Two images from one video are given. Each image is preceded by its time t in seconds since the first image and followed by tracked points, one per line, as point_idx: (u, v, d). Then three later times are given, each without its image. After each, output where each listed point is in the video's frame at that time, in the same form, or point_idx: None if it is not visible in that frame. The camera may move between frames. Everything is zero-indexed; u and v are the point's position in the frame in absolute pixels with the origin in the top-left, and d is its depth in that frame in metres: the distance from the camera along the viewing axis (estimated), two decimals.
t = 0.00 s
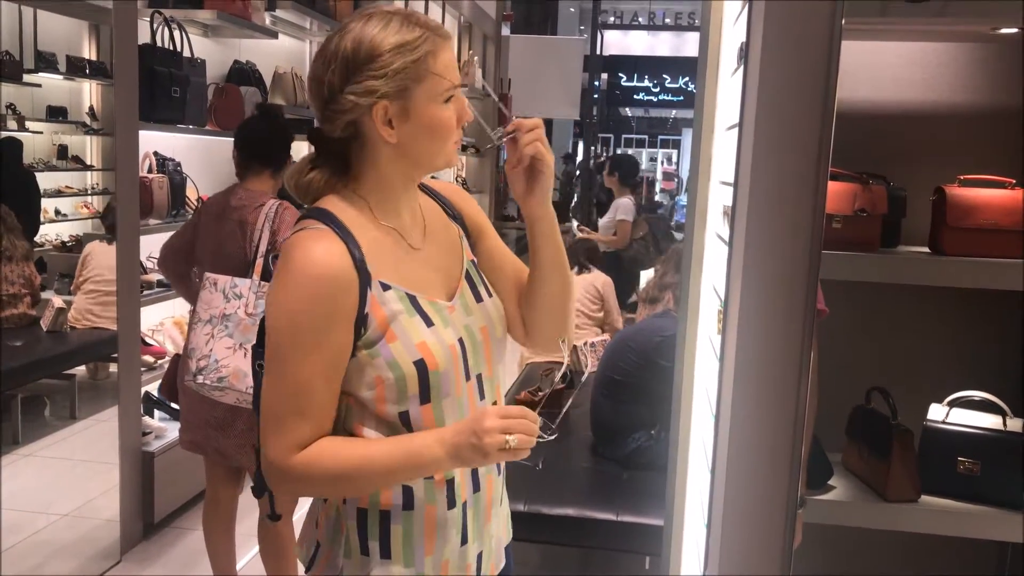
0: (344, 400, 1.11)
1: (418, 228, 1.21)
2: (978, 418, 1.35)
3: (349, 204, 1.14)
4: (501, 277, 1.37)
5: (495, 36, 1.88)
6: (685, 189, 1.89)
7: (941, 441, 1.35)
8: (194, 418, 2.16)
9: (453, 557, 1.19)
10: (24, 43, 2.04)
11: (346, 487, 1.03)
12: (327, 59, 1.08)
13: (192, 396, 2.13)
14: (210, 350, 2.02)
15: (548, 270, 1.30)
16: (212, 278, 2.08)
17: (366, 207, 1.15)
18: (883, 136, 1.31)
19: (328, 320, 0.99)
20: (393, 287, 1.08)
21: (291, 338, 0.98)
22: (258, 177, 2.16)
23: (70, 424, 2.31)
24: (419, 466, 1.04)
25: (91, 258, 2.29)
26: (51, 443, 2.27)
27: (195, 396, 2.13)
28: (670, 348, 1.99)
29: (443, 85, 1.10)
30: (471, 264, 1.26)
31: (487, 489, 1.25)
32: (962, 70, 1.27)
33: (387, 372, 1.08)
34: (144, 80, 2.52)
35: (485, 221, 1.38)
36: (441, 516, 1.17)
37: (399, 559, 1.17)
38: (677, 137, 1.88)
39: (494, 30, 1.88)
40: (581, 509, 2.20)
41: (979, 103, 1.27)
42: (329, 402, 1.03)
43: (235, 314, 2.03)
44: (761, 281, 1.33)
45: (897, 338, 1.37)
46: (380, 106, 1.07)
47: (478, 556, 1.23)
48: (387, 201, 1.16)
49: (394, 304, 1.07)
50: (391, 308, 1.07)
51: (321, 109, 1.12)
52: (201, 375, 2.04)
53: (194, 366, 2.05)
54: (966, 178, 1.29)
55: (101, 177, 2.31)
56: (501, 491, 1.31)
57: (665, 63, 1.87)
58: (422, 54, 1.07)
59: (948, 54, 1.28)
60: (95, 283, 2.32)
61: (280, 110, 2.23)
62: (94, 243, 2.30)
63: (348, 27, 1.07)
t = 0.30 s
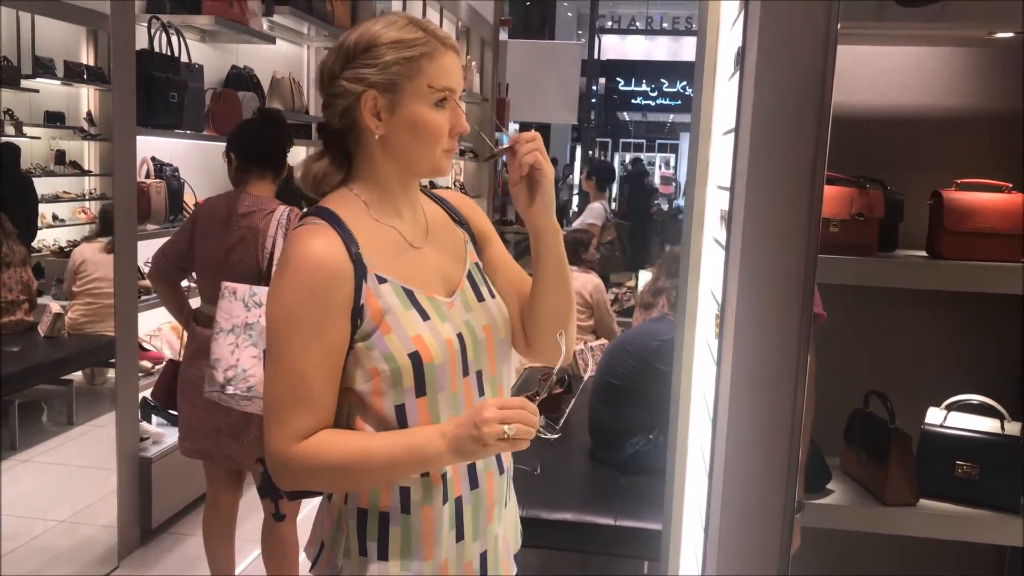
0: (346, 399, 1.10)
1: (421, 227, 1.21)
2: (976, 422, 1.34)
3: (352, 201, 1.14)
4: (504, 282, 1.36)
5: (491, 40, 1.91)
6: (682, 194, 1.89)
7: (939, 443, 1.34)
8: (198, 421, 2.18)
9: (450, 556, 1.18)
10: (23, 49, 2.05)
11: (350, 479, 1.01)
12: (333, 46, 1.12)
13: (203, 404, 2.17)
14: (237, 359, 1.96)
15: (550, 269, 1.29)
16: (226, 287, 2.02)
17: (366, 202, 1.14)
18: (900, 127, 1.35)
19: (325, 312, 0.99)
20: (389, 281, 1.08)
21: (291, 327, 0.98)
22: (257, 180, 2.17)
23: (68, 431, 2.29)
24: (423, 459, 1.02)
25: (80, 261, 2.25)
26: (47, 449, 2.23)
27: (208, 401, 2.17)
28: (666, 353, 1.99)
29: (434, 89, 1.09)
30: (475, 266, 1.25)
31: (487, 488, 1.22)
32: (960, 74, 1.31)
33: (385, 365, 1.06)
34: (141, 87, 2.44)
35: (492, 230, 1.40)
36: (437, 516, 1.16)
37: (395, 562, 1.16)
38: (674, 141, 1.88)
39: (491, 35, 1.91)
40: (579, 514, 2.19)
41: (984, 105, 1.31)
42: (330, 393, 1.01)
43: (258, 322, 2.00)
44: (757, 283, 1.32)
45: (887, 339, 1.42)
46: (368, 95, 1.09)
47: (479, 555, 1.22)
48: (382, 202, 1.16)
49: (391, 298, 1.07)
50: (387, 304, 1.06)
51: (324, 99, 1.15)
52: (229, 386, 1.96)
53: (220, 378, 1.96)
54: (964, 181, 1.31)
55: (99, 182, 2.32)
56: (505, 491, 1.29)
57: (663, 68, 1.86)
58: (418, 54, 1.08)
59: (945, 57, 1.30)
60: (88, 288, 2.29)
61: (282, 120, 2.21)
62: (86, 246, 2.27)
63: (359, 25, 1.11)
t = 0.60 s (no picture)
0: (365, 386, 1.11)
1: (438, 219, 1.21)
2: (976, 424, 1.34)
3: (375, 197, 1.14)
4: (522, 276, 1.36)
5: (491, 44, 1.90)
6: (683, 197, 1.87)
7: (941, 447, 1.34)
8: (208, 424, 2.17)
9: (467, 540, 1.19)
10: (23, 52, 2.04)
11: (373, 457, 1.03)
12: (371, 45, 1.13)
13: (211, 407, 2.16)
14: (269, 367, 1.97)
15: (567, 264, 1.28)
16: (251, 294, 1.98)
17: (388, 197, 1.15)
18: (891, 133, 1.33)
19: (347, 298, 1.00)
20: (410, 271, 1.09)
21: (313, 311, 1.00)
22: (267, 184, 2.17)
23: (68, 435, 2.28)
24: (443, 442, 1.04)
25: (79, 267, 2.25)
26: (47, 453, 2.23)
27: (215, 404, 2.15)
28: (666, 355, 1.98)
29: (462, 95, 1.10)
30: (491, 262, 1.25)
31: (503, 475, 1.23)
32: (957, 77, 1.28)
33: (406, 350, 1.07)
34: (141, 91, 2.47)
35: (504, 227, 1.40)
36: (451, 502, 1.17)
37: (411, 549, 1.16)
38: (673, 143, 1.87)
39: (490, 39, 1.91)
40: (580, 517, 2.17)
41: (981, 108, 1.28)
42: (353, 377, 1.03)
43: (283, 328, 2.00)
44: (758, 283, 1.34)
45: (882, 340, 1.39)
46: (398, 94, 1.10)
47: (498, 543, 1.22)
48: (406, 200, 1.16)
49: (410, 286, 1.08)
50: (408, 293, 1.07)
51: (355, 96, 1.15)
52: (263, 394, 1.96)
53: (254, 388, 1.96)
54: (965, 183, 1.30)
55: (100, 187, 2.33)
56: (524, 478, 1.29)
57: (662, 70, 1.87)
58: (451, 59, 1.09)
59: (943, 61, 1.28)
60: (87, 293, 2.28)
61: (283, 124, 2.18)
62: (82, 250, 2.27)
63: (399, 28, 1.12)
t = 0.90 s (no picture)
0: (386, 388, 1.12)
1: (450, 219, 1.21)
2: (976, 425, 1.33)
3: (390, 199, 1.14)
4: (531, 273, 1.36)
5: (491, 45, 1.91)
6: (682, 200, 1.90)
7: (941, 448, 1.33)
8: (222, 430, 2.14)
9: (488, 535, 1.20)
10: (22, 55, 2.04)
11: (398, 461, 1.03)
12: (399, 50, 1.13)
13: (225, 413, 2.13)
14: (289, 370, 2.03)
15: (572, 253, 1.29)
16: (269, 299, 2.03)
17: (402, 201, 1.15)
18: (891, 134, 1.32)
19: (370, 302, 1.00)
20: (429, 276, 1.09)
21: (337, 316, 0.99)
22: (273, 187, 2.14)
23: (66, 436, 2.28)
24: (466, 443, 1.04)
25: (80, 269, 2.25)
26: (45, 455, 2.24)
27: (231, 412, 2.12)
28: (665, 355, 2.00)
29: (484, 111, 1.10)
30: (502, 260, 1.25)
31: (521, 470, 1.24)
32: (956, 77, 1.28)
33: (427, 353, 1.07)
34: (140, 91, 2.47)
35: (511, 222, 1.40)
36: (473, 501, 1.17)
37: (434, 545, 1.17)
38: (672, 144, 1.89)
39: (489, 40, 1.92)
40: (580, 517, 2.15)
41: (981, 108, 1.27)
42: (375, 381, 1.03)
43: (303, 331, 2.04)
44: (759, 282, 1.37)
45: (885, 341, 1.39)
46: (420, 102, 1.09)
47: (514, 537, 1.23)
48: (420, 205, 1.16)
49: (429, 290, 1.07)
50: (427, 298, 1.07)
51: (379, 100, 1.15)
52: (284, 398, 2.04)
53: (275, 391, 2.03)
54: (965, 184, 1.28)
55: (98, 188, 2.33)
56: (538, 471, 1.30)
57: (660, 71, 1.88)
58: (479, 74, 1.09)
59: (941, 60, 1.28)
60: (86, 295, 2.29)
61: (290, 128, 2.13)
62: (82, 252, 2.26)
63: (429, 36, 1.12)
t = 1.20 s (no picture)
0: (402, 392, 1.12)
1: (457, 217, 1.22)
2: (977, 425, 1.34)
3: (395, 199, 1.14)
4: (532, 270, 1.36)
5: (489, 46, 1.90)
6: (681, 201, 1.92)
7: (942, 447, 1.33)
8: (248, 435, 2.12)
9: (502, 535, 1.20)
10: (20, 54, 2.03)
11: (418, 465, 1.02)
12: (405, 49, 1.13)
13: (253, 417, 2.12)
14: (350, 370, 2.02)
15: (573, 250, 1.29)
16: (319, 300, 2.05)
17: (405, 200, 1.15)
18: (892, 134, 1.33)
19: (387, 305, 1.00)
20: (442, 278, 1.08)
21: (354, 321, 0.99)
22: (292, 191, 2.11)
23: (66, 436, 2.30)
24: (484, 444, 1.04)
25: (80, 268, 2.26)
26: (44, 455, 2.25)
27: (262, 415, 2.12)
28: (665, 356, 2.01)
29: (490, 112, 1.10)
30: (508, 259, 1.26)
31: (532, 468, 1.24)
32: (955, 78, 1.29)
33: (442, 355, 1.07)
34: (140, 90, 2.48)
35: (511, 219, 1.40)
36: (488, 501, 1.18)
37: (450, 546, 1.17)
38: (671, 144, 1.89)
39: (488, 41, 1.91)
40: (580, 517, 2.17)
41: (980, 107, 1.28)
42: (391, 385, 1.02)
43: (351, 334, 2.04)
44: (763, 282, 1.33)
45: (886, 338, 1.39)
46: (426, 102, 1.09)
47: (525, 534, 1.23)
48: (427, 203, 1.16)
49: (444, 293, 1.07)
50: (441, 300, 1.07)
51: (384, 100, 1.16)
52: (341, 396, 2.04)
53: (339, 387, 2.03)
54: (965, 183, 1.30)
55: (97, 188, 2.32)
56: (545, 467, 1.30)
57: (659, 71, 1.89)
58: (484, 74, 1.09)
59: (940, 61, 1.29)
60: (86, 294, 2.31)
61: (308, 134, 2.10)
62: (83, 252, 2.26)
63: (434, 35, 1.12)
